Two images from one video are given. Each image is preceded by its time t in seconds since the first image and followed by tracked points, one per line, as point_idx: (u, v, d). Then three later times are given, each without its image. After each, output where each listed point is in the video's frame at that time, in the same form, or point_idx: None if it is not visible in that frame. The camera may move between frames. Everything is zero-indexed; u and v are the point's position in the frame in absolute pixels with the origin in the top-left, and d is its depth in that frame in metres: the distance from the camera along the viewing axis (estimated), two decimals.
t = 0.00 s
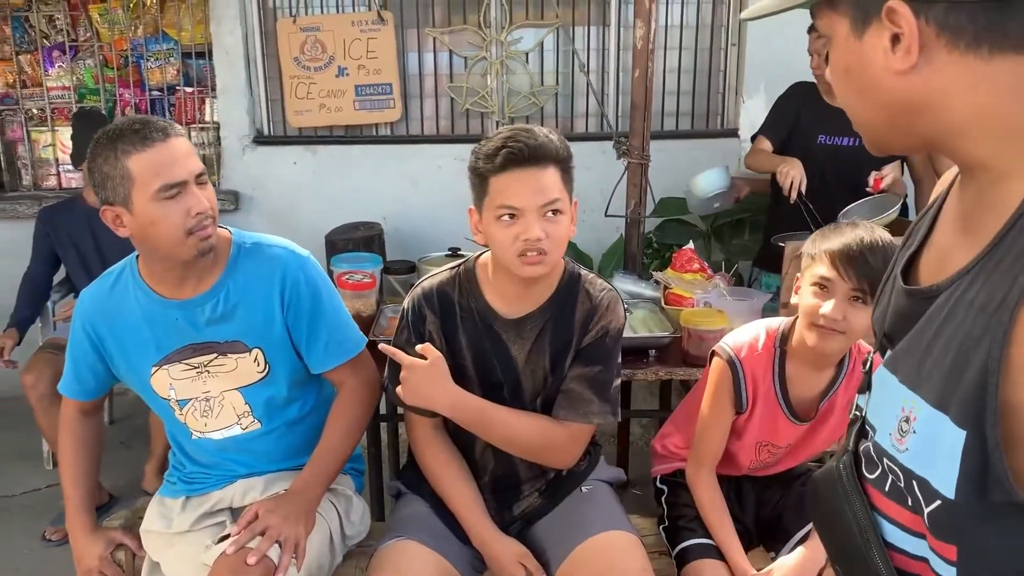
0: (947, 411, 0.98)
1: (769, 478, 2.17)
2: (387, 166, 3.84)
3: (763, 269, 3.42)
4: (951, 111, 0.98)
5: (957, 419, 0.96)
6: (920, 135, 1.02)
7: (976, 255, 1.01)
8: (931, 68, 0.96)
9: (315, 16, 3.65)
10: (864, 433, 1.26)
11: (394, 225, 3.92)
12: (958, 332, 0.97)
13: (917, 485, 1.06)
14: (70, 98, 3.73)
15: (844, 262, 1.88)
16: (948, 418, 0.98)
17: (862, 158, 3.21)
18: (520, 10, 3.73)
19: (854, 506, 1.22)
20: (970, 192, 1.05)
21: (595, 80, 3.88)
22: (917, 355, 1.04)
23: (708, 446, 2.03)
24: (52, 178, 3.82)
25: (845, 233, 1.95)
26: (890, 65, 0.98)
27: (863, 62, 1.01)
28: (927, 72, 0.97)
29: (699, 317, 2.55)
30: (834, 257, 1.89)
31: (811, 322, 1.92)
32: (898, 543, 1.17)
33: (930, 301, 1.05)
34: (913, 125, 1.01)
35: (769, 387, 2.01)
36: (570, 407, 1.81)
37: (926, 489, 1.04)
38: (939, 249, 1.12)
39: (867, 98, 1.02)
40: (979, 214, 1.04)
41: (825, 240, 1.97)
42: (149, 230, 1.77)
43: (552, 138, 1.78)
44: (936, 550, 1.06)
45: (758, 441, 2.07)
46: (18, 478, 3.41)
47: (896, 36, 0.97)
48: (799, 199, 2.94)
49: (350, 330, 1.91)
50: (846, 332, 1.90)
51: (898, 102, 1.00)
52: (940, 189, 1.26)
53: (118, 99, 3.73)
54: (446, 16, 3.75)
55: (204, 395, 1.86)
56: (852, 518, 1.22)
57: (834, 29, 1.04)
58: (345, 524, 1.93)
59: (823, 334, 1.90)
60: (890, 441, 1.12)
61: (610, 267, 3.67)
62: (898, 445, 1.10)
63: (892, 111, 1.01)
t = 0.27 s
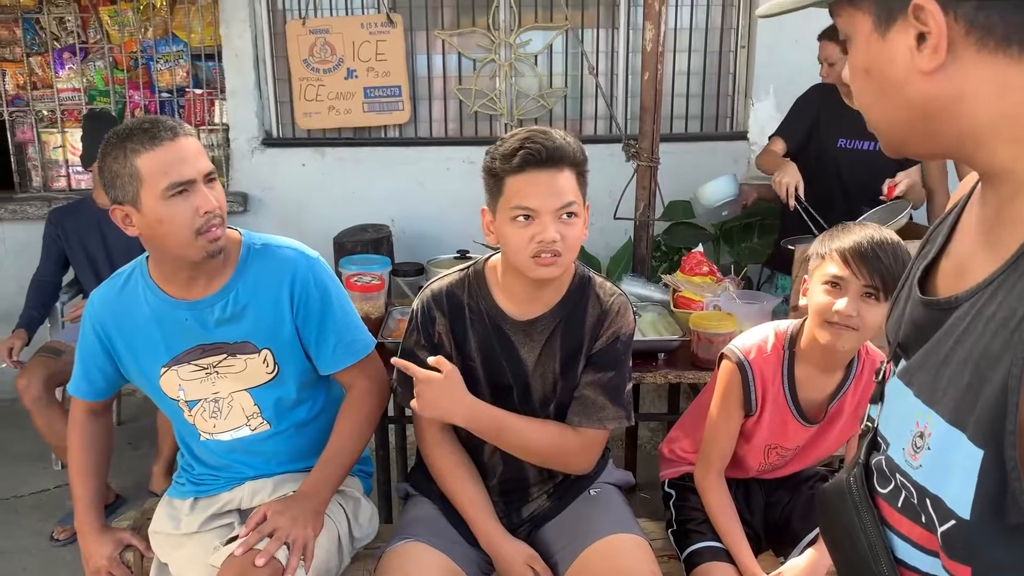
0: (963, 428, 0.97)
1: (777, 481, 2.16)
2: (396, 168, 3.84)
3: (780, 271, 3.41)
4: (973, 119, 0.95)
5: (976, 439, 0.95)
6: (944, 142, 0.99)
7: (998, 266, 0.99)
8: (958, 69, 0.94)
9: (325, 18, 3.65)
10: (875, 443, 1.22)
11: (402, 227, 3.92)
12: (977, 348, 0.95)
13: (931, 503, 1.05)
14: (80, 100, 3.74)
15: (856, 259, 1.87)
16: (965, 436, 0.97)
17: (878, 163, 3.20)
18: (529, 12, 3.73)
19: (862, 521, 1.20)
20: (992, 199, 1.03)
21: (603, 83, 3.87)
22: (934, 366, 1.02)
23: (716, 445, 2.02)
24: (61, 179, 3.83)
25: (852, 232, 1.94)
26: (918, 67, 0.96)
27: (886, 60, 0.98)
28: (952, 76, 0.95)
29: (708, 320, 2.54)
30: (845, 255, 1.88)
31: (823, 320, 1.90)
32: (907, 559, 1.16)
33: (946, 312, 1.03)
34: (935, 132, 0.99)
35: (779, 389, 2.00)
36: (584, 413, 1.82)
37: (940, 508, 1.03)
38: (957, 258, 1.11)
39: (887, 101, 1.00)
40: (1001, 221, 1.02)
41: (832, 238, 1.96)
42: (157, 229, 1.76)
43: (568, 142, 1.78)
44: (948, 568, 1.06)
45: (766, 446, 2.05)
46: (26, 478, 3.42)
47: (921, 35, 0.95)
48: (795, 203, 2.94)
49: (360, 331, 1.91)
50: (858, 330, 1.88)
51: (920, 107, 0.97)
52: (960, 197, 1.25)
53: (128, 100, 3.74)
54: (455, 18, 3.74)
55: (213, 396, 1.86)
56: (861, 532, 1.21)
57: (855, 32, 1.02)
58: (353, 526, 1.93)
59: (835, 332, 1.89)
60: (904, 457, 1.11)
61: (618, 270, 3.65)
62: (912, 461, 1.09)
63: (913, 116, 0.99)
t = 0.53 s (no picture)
0: (987, 472, 0.85)
1: (783, 484, 2.15)
2: (403, 168, 3.84)
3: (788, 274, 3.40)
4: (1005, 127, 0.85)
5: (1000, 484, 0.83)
6: (969, 149, 0.89)
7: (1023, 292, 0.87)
8: (1003, 71, 0.82)
9: (333, 18, 3.66)
10: (878, 472, 1.11)
11: (409, 227, 3.92)
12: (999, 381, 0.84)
13: (949, 548, 0.94)
14: (89, 99, 3.75)
15: (861, 260, 1.85)
16: (987, 482, 0.85)
17: (891, 168, 3.20)
18: (537, 13, 3.73)
19: (861, 552, 1.09)
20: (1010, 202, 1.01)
21: (612, 84, 3.86)
22: (946, 396, 0.92)
23: (721, 445, 2.01)
24: (70, 178, 3.85)
25: (858, 233, 1.93)
26: (964, 68, 0.83)
27: (924, 53, 0.85)
28: (998, 76, 0.82)
29: (715, 322, 2.53)
30: (851, 256, 1.87)
31: (828, 321, 1.89)
32: None
33: (959, 340, 0.92)
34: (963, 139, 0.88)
35: (785, 390, 1.99)
36: (628, 421, 1.90)
37: (959, 554, 0.92)
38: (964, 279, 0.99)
39: (914, 100, 0.87)
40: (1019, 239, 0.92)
41: (838, 239, 1.95)
42: (163, 227, 1.76)
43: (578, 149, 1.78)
44: None
45: (771, 447, 2.04)
46: (34, 476, 3.43)
47: (970, 26, 0.82)
48: (795, 198, 3.00)
49: (366, 331, 1.91)
50: (863, 331, 1.87)
51: (952, 111, 0.86)
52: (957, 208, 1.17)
53: (136, 100, 3.75)
54: (463, 19, 3.74)
55: (219, 395, 1.86)
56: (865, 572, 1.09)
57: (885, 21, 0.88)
58: (358, 526, 1.93)
59: (840, 333, 1.88)
60: (918, 495, 0.99)
61: (624, 272, 3.65)
62: (927, 501, 0.97)
63: (943, 119, 0.87)
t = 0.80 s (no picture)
0: (1015, 505, 0.78)
1: (806, 487, 2.12)
2: (420, 167, 3.83)
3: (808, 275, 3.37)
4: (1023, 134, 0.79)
5: None
6: (986, 155, 0.82)
7: None
8: None
9: (352, 16, 3.65)
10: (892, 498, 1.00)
11: (426, 226, 3.91)
12: None
13: None
14: (109, 96, 3.76)
15: (890, 262, 1.82)
16: (1015, 517, 0.78)
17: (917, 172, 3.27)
18: (556, 12, 3.71)
19: None
20: None
21: (631, 83, 3.84)
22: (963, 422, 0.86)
23: (744, 447, 1.98)
24: (89, 174, 3.86)
25: (886, 234, 1.90)
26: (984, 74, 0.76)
27: (941, 51, 0.79)
28: (1020, 80, 0.76)
29: (737, 323, 2.51)
30: (878, 258, 1.84)
31: (855, 324, 1.87)
32: None
33: (976, 360, 0.86)
34: (981, 146, 0.82)
35: (810, 392, 1.97)
36: (652, 427, 1.92)
37: None
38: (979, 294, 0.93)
39: (932, 100, 0.81)
40: None
41: (865, 241, 1.92)
42: (187, 222, 1.76)
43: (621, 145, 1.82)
44: None
45: (795, 450, 2.02)
46: (51, 471, 3.44)
47: (991, 27, 0.75)
48: (835, 184, 2.96)
49: (388, 328, 1.90)
50: (890, 334, 1.85)
51: (973, 112, 0.79)
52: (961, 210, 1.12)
53: (156, 97, 3.76)
54: (482, 17, 3.73)
55: (242, 391, 1.85)
56: None
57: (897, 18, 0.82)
58: (380, 525, 1.91)
59: (867, 337, 1.86)
60: (935, 526, 0.90)
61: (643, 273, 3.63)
62: (946, 534, 0.88)
63: (960, 123, 0.80)
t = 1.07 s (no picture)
0: (955, 512, 0.81)
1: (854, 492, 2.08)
2: (453, 166, 3.82)
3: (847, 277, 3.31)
4: (941, 149, 0.80)
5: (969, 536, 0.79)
6: (907, 175, 0.84)
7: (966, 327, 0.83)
8: (933, 100, 0.79)
9: (386, 15, 3.65)
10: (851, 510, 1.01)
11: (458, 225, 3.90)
12: (959, 426, 0.80)
13: None
14: (145, 95, 3.79)
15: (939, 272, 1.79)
16: (956, 525, 0.81)
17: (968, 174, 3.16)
18: (591, 10, 3.69)
19: None
20: None
21: (665, 82, 3.81)
22: (904, 431, 0.87)
23: (793, 459, 1.95)
24: (125, 172, 3.89)
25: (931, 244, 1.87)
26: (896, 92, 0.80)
27: (853, 75, 0.82)
28: (928, 104, 0.79)
29: (780, 326, 2.47)
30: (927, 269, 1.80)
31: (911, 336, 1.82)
32: None
33: (913, 372, 0.88)
34: (901, 163, 0.83)
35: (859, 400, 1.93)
36: (701, 431, 1.92)
37: None
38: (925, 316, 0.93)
39: (854, 120, 0.83)
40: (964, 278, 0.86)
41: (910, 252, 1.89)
42: (235, 218, 1.76)
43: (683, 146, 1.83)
44: None
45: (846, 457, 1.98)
46: (87, 467, 3.47)
47: (898, 53, 0.79)
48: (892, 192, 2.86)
49: (433, 327, 1.89)
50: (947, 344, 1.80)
51: (892, 130, 0.81)
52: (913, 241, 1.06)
53: (191, 96, 3.79)
54: (516, 16, 3.72)
55: (287, 389, 1.85)
56: None
57: (821, 46, 0.86)
58: (424, 525, 1.90)
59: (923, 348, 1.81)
60: (889, 538, 0.92)
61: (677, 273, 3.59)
62: (899, 544, 0.90)
63: (880, 145, 0.83)
